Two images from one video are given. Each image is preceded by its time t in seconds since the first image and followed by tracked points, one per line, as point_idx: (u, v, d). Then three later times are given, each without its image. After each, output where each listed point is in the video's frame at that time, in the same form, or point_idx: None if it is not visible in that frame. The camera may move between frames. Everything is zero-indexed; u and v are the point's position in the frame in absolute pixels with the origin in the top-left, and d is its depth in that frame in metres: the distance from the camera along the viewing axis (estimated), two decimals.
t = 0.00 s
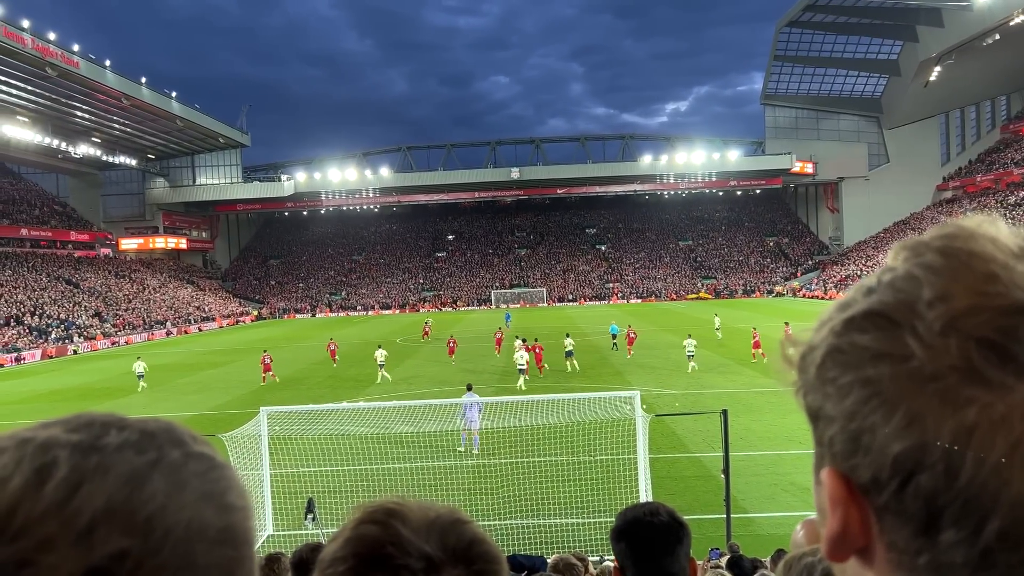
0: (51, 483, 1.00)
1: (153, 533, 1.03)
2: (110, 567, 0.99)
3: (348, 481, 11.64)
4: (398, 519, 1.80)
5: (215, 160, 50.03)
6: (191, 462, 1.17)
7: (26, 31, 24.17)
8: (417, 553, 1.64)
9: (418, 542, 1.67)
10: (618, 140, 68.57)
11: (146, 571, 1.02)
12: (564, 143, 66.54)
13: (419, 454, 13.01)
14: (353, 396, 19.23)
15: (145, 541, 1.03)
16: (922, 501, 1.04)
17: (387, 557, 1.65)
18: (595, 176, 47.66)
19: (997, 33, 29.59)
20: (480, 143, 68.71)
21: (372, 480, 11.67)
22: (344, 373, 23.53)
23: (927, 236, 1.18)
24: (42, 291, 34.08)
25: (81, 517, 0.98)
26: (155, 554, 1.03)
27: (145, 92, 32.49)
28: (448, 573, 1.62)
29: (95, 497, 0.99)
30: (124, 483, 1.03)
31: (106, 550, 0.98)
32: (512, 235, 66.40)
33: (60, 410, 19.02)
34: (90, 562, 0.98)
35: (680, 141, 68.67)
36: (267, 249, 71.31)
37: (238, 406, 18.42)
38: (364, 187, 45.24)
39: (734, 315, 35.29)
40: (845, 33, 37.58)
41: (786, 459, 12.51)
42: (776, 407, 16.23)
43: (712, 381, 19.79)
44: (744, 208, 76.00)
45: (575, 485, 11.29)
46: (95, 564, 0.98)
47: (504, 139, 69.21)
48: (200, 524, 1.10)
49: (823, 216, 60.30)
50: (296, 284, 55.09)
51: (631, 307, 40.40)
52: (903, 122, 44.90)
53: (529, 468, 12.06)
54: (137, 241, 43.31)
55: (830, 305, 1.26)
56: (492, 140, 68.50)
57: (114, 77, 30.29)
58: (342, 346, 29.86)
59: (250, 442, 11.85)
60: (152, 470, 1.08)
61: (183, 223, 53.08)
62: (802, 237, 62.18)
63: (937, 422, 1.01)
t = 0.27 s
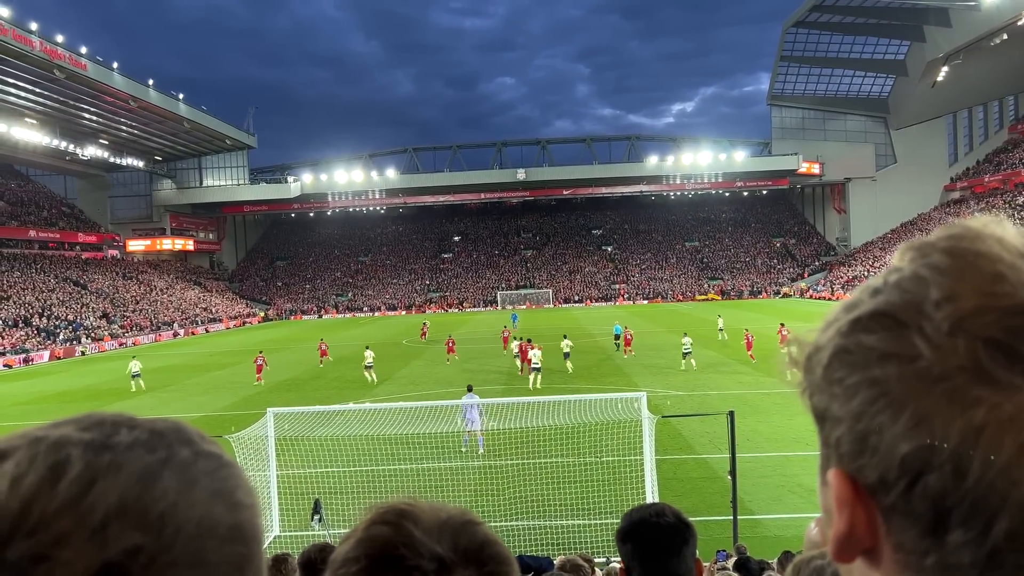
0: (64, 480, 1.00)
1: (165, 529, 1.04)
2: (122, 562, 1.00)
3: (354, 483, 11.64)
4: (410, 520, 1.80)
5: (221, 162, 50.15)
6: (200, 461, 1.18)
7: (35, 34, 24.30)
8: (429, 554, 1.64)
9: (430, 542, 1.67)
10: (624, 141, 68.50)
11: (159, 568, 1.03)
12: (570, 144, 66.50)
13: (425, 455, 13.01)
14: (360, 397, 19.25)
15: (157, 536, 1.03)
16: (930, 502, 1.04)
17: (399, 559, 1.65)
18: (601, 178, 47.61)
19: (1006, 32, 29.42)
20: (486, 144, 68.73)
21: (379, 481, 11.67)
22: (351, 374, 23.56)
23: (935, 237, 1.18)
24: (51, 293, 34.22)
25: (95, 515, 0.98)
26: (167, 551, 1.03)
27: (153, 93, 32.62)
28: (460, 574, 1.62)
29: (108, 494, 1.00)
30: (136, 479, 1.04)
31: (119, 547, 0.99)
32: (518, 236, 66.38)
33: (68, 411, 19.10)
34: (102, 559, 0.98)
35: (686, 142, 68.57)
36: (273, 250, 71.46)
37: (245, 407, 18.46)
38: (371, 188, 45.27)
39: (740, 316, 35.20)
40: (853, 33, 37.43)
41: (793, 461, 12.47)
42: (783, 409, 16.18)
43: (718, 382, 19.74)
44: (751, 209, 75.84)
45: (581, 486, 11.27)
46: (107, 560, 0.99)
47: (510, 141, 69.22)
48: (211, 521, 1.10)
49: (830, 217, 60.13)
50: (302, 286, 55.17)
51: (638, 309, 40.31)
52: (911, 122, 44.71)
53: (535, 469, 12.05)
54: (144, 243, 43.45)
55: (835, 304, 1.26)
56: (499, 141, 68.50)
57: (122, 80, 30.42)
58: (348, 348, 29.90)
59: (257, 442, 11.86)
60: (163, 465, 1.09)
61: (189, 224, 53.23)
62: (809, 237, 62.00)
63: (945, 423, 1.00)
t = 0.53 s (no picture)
0: (59, 483, 1.01)
1: (162, 530, 1.05)
2: (118, 565, 1.00)
3: (357, 484, 11.66)
4: (415, 521, 1.80)
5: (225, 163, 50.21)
6: (197, 463, 1.18)
7: (40, 36, 24.37)
8: (433, 556, 1.64)
9: (434, 544, 1.67)
10: (628, 142, 68.46)
11: (155, 569, 1.03)
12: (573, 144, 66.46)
13: (428, 456, 13.03)
14: (363, 398, 19.26)
15: (153, 539, 1.04)
16: (930, 506, 1.03)
17: (404, 560, 1.65)
18: (604, 179, 47.58)
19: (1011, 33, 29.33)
20: (490, 145, 68.73)
21: (382, 482, 11.68)
22: (355, 375, 23.57)
23: (937, 238, 1.18)
24: (55, 294, 34.30)
25: (90, 517, 0.99)
26: (164, 552, 1.04)
27: (157, 95, 32.70)
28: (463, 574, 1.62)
29: (102, 497, 1.01)
30: (132, 482, 1.04)
31: (115, 549, 1.00)
32: (522, 237, 66.35)
33: (73, 411, 19.14)
34: (97, 561, 0.99)
35: (690, 143, 68.51)
36: (277, 251, 71.52)
37: (249, 407, 18.48)
38: (374, 189, 45.30)
39: (744, 318, 35.12)
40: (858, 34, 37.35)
41: (797, 462, 12.45)
42: (787, 409, 16.16)
43: (722, 383, 19.73)
44: (754, 209, 75.73)
45: (584, 487, 11.27)
46: (104, 561, 0.99)
47: (514, 142, 69.22)
48: (207, 523, 1.10)
49: (834, 218, 60.02)
50: (306, 287, 55.22)
51: (642, 310, 40.28)
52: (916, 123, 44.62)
53: (538, 470, 12.05)
54: (148, 244, 43.54)
55: (836, 305, 1.26)
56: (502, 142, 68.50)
57: (127, 81, 30.51)
58: (352, 349, 29.91)
59: (260, 444, 11.88)
60: (160, 468, 1.10)
61: (194, 225, 53.32)
62: (813, 238, 61.90)
63: (947, 426, 1.00)
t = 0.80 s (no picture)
0: (53, 492, 1.02)
1: (155, 542, 1.05)
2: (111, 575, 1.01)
3: (358, 484, 11.69)
4: (418, 524, 1.80)
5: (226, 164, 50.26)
6: (192, 471, 1.18)
7: (40, 36, 24.40)
8: (437, 559, 1.65)
9: (438, 547, 1.68)
10: (628, 142, 68.53)
11: None
12: (574, 145, 66.54)
13: (428, 456, 13.03)
14: (364, 399, 19.27)
15: (146, 549, 1.04)
16: (926, 513, 1.04)
17: (407, 562, 1.66)
18: (605, 180, 47.61)
19: (1011, 34, 29.40)
20: (490, 146, 68.82)
21: (382, 483, 11.71)
22: (355, 375, 23.60)
23: (934, 243, 1.18)
24: (56, 294, 34.31)
25: (85, 527, 1.00)
26: (156, 563, 1.04)
27: (158, 96, 32.71)
28: None
29: (94, 508, 1.02)
30: (125, 492, 1.05)
31: (109, 561, 1.00)
32: (522, 237, 66.41)
33: (73, 412, 19.17)
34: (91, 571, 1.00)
35: (691, 144, 68.55)
36: (278, 252, 71.60)
37: (250, 408, 18.50)
38: (375, 190, 45.34)
39: (745, 318, 35.15)
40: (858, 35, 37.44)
41: (797, 463, 12.47)
42: (788, 410, 16.17)
43: (722, 384, 19.77)
44: (755, 209, 75.73)
45: (585, 488, 11.28)
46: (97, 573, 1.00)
47: (514, 143, 69.23)
48: (201, 532, 1.10)
49: (835, 219, 60.06)
50: (307, 287, 55.30)
51: (643, 310, 40.31)
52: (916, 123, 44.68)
53: (539, 471, 12.07)
54: (149, 245, 43.62)
55: (837, 308, 1.26)
56: (503, 143, 68.55)
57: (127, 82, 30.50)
58: (353, 350, 29.91)
59: (261, 444, 11.90)
60: (155, 477, 1.10)
61: (195, 226, 53.36)
62: (813, 239, 61.97)
63: (944, 435, 1.00)
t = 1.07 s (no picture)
0: (42, 505, 1.02)
1: (145, 552, 1.05)
2: None
3: (355, 484, 11.68)
4: (416, 526, 1.80)
5: (224, 163, 50.22)
6: (182, 477, 1.17)
7: (37, 36, 24.36)
8: (435, 560, 1.64)
9: (436, 549, 1.67)
10: (626, 143, 68.57)
11: None
12: (572, 146, 66.59)
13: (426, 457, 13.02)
14: (362, 399, 19.27)
15: (135, 559, 1.03)
16: (915, 519, 1.04)
17: (404, 563, 1.66)
18: (603, 180, 47.60)
19: (1007, 36, 29.48)
20: (488, 146, 68.83)
21: (380, 483, 11.69)
22: (353, 375, 23.61)
23: (926, 249, 1.18)
24: (53, 295, 34.24)
25: (74, 538, 1.01)
26: (147, 571, 1.04)
27: (155, 96, 32.68)
28: None
29: (85, 518, 1.03)
30: (115, 501, 1.05)
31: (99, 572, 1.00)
32: (520, 238, 66.41)
33: (70, 412, 19.15)
34: None
35: (688, 144, 68.61)
36: (276, 252, 71.58)
37: (247, 408, 18.50)
38: (373, 190, 45.30)
39: (742, 318, 35.19)
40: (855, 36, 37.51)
41: (794, 463, 12.48)
42: (785, 411, 16.17)
43: (720, 384, 19.81)
44: (753, 210, 75.80)
45: (582, 488, 11.29)
46: None
47: (512, 143, 69.20)
48: (192, 542, 1.10)
49: (833, 219, 60.15)
50: (304, 288, 55.28)
51: (640, 311, 40.35)
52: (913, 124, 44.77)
53: (537, 471, 12.06)
54: (146, 245, 43.60)
55: (830, 310, 1.26)
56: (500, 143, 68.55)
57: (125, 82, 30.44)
58: (350, 350, 29.88)
59: (259, 445, 11.88)
60: (144, 486, 1.10)
61: (192, 226, 53.33)
62: (811, 240, 62.04)
63: (932, 441, 1.00)
